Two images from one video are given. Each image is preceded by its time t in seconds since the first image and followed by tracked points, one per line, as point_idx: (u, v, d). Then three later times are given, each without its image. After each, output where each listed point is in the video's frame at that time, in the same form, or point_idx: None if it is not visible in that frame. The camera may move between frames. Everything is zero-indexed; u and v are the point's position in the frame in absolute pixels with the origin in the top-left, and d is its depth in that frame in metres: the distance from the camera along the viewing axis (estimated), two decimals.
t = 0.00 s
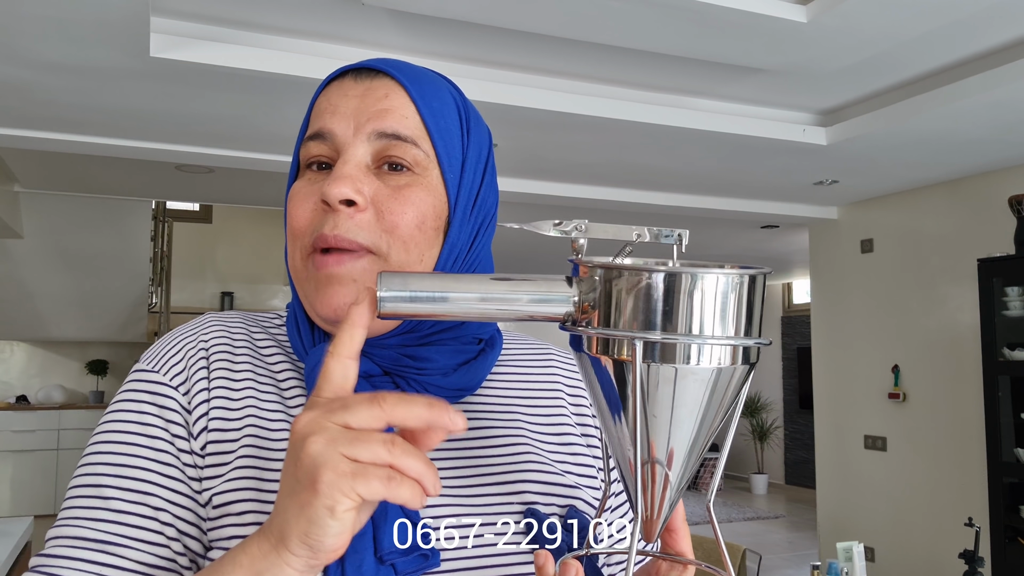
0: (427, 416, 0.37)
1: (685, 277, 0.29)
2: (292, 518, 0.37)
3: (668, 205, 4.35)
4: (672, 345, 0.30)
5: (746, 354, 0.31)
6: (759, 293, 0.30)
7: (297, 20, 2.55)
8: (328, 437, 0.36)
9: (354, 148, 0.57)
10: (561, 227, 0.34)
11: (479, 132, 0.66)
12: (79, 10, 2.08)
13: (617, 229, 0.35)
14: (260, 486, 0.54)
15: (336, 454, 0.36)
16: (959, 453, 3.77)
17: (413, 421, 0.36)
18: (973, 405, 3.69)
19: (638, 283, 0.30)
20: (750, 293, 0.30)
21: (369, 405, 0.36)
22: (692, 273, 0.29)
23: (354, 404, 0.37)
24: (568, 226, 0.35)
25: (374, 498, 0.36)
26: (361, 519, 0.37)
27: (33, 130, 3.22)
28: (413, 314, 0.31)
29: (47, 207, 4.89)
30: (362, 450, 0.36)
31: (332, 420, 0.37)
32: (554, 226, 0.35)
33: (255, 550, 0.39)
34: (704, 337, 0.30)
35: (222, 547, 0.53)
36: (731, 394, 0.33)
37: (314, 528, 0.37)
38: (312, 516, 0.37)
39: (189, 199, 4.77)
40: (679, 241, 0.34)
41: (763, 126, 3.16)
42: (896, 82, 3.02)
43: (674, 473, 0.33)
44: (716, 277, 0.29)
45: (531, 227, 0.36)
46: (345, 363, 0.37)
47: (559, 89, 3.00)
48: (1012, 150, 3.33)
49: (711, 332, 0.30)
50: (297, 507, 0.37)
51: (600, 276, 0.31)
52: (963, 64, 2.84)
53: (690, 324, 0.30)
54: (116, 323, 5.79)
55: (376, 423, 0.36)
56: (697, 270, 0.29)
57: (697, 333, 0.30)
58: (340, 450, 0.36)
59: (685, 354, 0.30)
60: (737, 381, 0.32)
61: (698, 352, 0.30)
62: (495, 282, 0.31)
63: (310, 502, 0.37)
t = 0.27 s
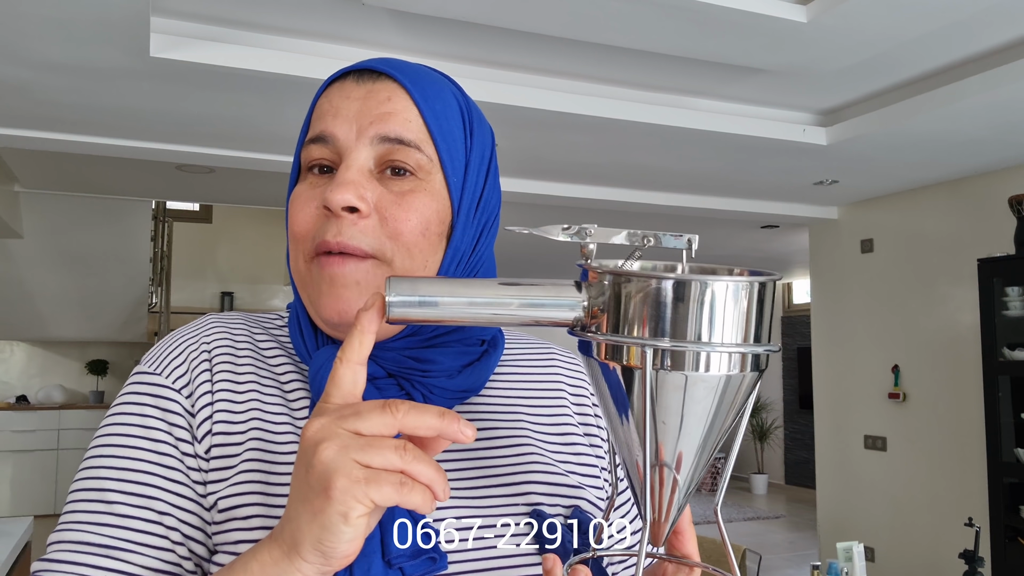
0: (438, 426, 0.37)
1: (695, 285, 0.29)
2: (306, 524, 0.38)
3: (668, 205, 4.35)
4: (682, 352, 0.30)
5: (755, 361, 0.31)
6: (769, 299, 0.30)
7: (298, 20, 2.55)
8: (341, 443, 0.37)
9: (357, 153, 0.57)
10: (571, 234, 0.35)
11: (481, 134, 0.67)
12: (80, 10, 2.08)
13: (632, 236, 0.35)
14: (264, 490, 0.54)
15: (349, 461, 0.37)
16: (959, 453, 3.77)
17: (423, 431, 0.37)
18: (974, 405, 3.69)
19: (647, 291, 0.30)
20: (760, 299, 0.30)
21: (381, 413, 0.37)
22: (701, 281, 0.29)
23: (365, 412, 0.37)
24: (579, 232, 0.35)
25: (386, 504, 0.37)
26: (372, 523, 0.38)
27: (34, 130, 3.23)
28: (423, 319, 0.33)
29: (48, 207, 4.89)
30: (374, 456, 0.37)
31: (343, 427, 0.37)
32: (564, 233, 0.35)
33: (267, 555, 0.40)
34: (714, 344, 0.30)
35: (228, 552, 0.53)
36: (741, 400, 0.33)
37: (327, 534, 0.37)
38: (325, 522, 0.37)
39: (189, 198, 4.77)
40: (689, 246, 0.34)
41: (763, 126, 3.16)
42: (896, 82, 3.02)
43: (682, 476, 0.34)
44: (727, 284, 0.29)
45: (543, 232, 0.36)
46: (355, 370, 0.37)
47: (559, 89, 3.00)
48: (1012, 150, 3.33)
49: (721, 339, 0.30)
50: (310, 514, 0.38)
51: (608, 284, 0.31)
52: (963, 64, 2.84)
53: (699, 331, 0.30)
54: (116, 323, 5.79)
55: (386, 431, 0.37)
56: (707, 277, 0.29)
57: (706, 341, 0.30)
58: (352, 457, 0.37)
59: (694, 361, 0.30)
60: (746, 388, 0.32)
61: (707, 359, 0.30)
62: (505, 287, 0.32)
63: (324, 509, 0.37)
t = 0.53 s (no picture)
0: (447, 422, 0.38)
1: (703, 280, 0.30)
2: (315, 518, 0.38)
3: (669, 204, 4.35)
4: (690, 347, 0.30)
5: (763, 357, 0.31)
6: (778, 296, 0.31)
7: (298, 20, 2.55)
8: (351, 437, 0.37)
9: (363, 143, 0.57)
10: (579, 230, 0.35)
11: (482, 127, 0.67)
12: (80, 10, 2.08)
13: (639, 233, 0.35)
14: (269, 487, 0.55)
15: (359, 453, 0.37)
16: (959, 453, 3.77)
17: (433, 426, 0.38)
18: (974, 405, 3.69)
19: (656, 286, 0.30)
20: (768, 294, 0.31)
21: (391, 407, 0.38)
22: (709, 275, 0.29)
23: (376, 406, 0.38)
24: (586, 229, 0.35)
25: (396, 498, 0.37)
26: (380, 519, 0.38)
27: (34, 130, 3.23)
28: (433, 315, 0.33)
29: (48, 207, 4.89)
30: (384, 450, 0.37)
31: (353, 420, 0.38)
32: (572, 230, 0.35)
33: (275, 552, 0.40)
34: (721, 339, 0.30)
35: (232, 549, 0.53)
36: (749, 396, 0.33)
37: (337, 528, 0.37)
38: (335, 515, 0.37)
39: (189, 198, 4.77)
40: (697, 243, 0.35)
41: (764, 126, 3.16)
42: (896, 82, 3.03)
43: (689, 475, 0.34)
44: (735, 280, 0.30)
45: (551, 231, 0.37)
46: (364, 367, 0.38)
47: (559, 89, 3.00)
48: (1012, 150, 3.33)
49: (729, 334, 0.30)
50: (319, 507, 0.38)
51: (616, 280, 0.31)
52: (963, 64, 2.84)
53: (707, 326, 0.30)
54: (116, 323, 5.79)
55: (396, 424, 0.38)
56: (715, 272, 0.29)
57: (714, 335, 0.30)
58: (363, 450, 0.37)
59: (704, 356, 0.30)
60: (755, 383, 0.33)
61: (716, 354, 0.30)
62: (512, 283, 0.32)
63: (333, 502, 0.37)
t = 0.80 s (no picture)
0: (433, 413, 0.37)
1: (704, 263, 0.30)
2: (302, 511, 0.38)
3: (669, 205, 4.35)
4: (692, 330, 0.31)
5: (763, 343, 0.31)
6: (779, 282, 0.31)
7: (298, 21, 2.55)
8: (336, 429, 0.38)
9: (368, 135, 0.57)
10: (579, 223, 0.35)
11: (481, 126, 0.67)
12: (79, 10, 2.08)
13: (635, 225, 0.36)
14: (265, 486, 0.54)
15: (345, 445, 0.37)
16: (959, 453, 3.77)
17: (419, 418, 0.38)
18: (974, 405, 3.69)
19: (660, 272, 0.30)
20: (769, 281, 0.31)
21: (377, 399, 0.38)
22: (710, 259, 0.30)
23: (361, 398, 0.38)
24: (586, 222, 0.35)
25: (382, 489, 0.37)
26: (368, 514, 0.38)
27: (34, 130, 3.22)
28: (436, 303, 0.32)
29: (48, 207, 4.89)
30: (371, 442, 0.37)
31: (339, 414, 0.38)
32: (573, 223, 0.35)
33: (264, 548, 0.40)
34: (723, 322, 0.30)
35: (226, 548, 0.53)
36: (750, 386, 0.33)
37: (323, 521, 0.37)
38: (321, 508, 0.37)
39: (189, 198, 4.77)
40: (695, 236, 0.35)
41: (764, 126, 3.16)
42: (896, 82, 3.02)
43: (690, 474, 0.34)
44: (736, 265, 0.30)
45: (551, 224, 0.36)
46: (350, 361, 0.38)
47: (559, 89, 3.00)
48: (1012, 150, 3.33)
49: (730, 318, 0.30)
50: (306, 501, 0.38)
51: (621, 268, 0.31)
52: (963, 64, 2.84)
53: (708, 309, 0.30)
54: (116, 323, 5.78)
55: (383, 416, 0.38)
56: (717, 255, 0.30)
57: (716, 318, 0.30)
58: (348, 442, 0.37)
59: (706, 340, 0.31)
60: (755, 372, 0.33)
61: (717, 338, 0.31)
62: (515, 272, 0.31)
63: (318, 494, 0.37)
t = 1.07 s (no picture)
0: (414, 436, 0.34)
1: (721, 272, 0.29)
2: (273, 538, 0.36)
3: (669, 205, 4.34)
4: (707, 339, 0.29)
5: (778, 356, 0.30)
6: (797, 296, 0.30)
7: (298, 20, 2.54)
8: (310, 453, 0.35)
9: (362, 134, 0.56)
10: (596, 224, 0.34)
11: (478, 126, 0.66)
12: (78, 10, 2.07)
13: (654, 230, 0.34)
14: (254, 492, 0.53)
15: (316, 470, 0.35)
16: (959, 454, 3.76)
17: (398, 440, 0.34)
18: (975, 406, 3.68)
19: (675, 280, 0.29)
20: (785, 295, 0.30)
21: (354, 421, 0.35)
22: (727, 269, 0.29)
23: (338, 419, 0.35)
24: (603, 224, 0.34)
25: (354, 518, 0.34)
26: (344, 542, 0.36)
27: (33, 130, 3.21)
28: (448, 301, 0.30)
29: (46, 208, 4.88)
30: (343, 468, 0.35)
31: (315, 437, 0.35)
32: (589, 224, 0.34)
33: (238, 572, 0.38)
34: (734, 334, 0.29)
35: (218, 556, 0.52)
36: (764, 399, 0.32)
37: (292, 550, 0.35)
38: (289, 537, 0.35)
39: (189, 198, 4.76)
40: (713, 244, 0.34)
41: (764, 126, 3.15)
42: (896, 82, 3.01)
43: (696, 483, 0.32)
44: (753, 275, 0.29)
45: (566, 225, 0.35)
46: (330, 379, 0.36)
47: (559, 89, 2.99)
48: (1013, 150, 3.32)
49: (745, 327, 0.29)
50: (274, 530, 0.36)
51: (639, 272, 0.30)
52: (964, 64, 2.83)
53: (723, 320, 0.29)
54: (115, 324, 5.77)
55: (360, 438, 0.35)
56: (736, 264, 0.29)
57: (729, 330, 0.29)
58: (320, 467, 0.35)
59: (718, 350, 0.30)
60: (770, 382, 0.32)
61: (728, 349, 0.30)
62: (530, 272, 0.30)
63: (286, 523, 0.35)
